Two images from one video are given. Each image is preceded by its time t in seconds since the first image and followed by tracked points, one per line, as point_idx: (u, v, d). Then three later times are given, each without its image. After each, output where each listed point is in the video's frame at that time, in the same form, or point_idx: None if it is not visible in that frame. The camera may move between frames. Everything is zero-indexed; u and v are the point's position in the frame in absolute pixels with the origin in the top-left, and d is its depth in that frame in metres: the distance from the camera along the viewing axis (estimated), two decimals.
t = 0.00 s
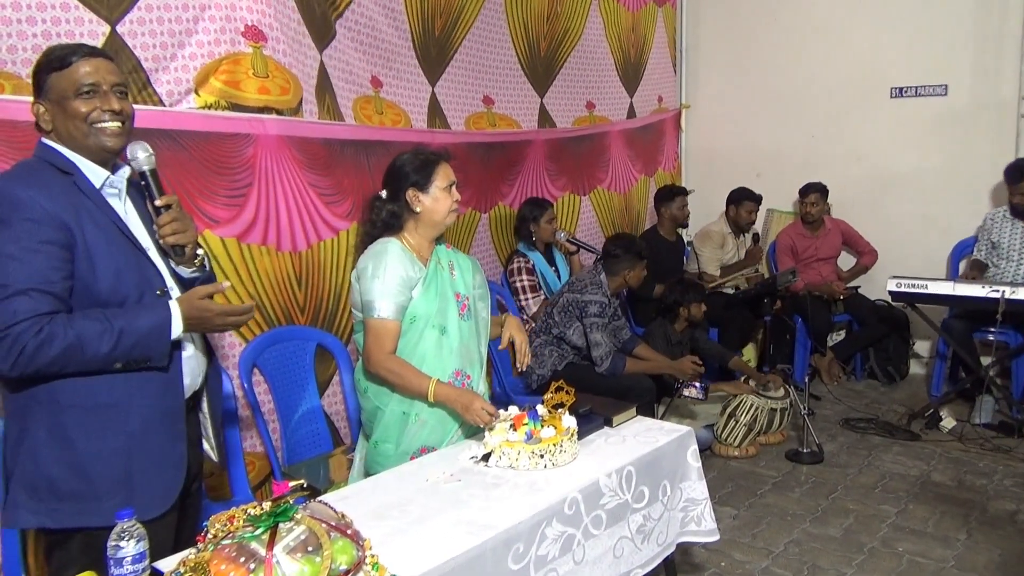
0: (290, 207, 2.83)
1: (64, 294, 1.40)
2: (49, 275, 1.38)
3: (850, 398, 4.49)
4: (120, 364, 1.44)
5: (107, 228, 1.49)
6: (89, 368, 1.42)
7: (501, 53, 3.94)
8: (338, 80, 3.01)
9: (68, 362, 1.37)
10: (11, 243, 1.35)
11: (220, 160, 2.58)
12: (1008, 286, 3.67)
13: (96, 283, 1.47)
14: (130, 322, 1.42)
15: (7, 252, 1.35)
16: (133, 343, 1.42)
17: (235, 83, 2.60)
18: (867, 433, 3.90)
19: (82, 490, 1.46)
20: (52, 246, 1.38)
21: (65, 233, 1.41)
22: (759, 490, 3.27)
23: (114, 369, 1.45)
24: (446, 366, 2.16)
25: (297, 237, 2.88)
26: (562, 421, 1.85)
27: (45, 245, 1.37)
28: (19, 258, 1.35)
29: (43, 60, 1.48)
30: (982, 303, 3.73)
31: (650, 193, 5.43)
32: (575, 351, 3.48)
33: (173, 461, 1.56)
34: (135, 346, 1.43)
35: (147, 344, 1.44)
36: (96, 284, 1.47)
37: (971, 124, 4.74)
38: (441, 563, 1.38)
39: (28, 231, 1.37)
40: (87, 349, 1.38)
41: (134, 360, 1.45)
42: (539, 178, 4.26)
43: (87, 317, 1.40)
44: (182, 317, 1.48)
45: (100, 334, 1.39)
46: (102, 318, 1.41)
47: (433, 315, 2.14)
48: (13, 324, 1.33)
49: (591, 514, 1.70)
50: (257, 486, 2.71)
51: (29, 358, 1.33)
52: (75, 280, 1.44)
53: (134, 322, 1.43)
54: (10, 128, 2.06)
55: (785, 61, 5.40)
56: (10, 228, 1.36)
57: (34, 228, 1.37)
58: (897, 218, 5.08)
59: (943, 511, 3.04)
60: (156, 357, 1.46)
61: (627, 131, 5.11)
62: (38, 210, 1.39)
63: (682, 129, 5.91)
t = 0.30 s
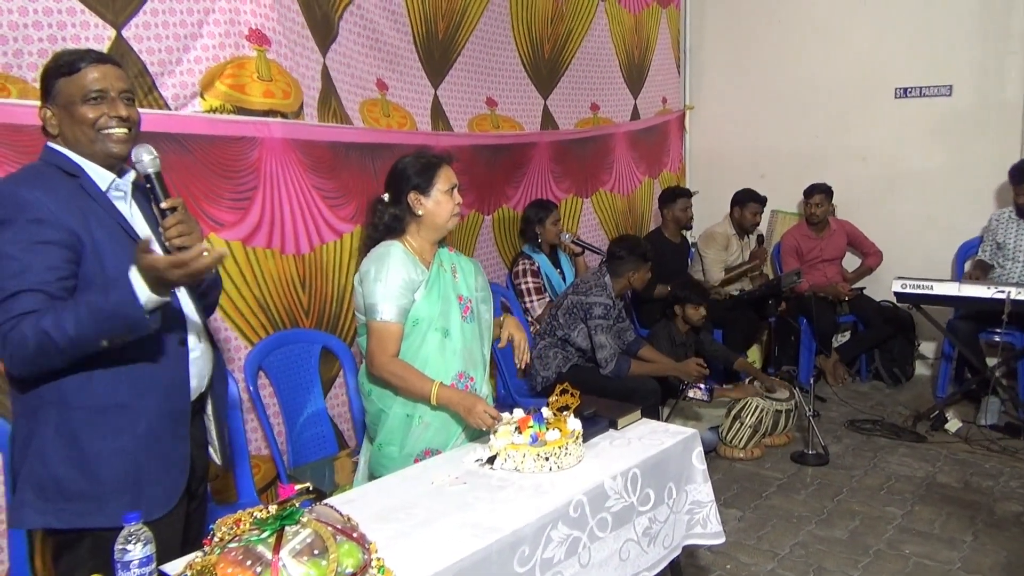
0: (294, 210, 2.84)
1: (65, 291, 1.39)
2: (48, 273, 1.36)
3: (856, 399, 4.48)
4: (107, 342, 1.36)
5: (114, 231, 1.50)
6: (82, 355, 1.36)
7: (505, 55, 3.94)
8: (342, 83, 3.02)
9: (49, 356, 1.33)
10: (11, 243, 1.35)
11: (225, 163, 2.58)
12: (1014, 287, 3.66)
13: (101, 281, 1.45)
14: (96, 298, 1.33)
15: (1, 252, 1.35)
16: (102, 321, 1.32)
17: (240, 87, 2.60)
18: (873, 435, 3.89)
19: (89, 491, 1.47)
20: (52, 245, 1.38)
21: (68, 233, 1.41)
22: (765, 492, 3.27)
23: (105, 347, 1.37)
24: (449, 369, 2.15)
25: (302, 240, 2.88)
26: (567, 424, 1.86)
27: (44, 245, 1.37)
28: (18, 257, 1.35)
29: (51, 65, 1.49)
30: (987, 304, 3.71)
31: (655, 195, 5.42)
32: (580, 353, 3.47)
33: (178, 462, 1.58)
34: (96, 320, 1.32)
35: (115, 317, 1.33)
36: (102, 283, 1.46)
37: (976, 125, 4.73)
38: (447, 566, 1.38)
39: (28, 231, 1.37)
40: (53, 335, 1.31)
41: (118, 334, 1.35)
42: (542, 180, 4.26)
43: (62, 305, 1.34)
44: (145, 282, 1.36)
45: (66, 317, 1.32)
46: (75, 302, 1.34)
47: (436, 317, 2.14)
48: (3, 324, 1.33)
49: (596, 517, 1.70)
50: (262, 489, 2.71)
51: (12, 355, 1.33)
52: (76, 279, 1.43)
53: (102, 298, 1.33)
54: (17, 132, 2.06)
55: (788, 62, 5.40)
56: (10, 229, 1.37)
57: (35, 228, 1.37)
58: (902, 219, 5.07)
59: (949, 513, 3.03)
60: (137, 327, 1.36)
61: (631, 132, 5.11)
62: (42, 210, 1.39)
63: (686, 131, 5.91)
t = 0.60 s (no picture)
0: (303, 214, 2.85)
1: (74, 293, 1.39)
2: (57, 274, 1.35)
3: (865, 402, 4.46)
4: (102, 334, 1.29)
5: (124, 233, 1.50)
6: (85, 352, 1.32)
7: (512, 59, 3.94)
8: (352, 87, 3.03)
9: (55, 355, 1.31)
10: (23, 245, 1.36)
11: (235, 168, 2.60)
12: None
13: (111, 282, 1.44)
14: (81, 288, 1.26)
15: (13, 255, 1.35)
16: (88, 310, 1.26)
17: (250, 92, 2.62)
18: (882, 438, 3.87)
19: (100, 493, 1.48)
20: (64, 247, 1.38)
21: (79, 235, 1.41)
22: (774, 496, 3.26)
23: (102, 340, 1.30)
24: (456, 373, 2.16)
25: (311, 244, 2.90)
26: (576, 427, 1.86)
27: (54, 246, 1.37)
28: (27, 259, 1.35)
29: (69, 72, 1.51)
30: (998, 307, 3.69)
31: (662, 198, 5.42)
32: (588, 356, 3.47)
33: (188, 465, 1.59)
34: (82, 311, 1.26)
35: (99, 305, 1.25)
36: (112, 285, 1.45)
37: (985, 127, 4.71)
38: (456, 570, 1.38)
39: (40, 234, 1.37)
40: (53, 332, 1.29)
41: (107, 324, 1.27)
42: (550, 183, 4.27)
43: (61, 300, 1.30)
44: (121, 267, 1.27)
45: (61, 312, 1.28)
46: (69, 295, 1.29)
47: (443, 321, 2.14)
48: (12, 324, 1.33)
49: (606, 521, 1.70)
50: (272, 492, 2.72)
51: (20, 354, 1.32)
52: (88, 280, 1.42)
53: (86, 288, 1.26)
54: (29, 137, 2.08)
55: (796, 64, 5.39)
56: (21, 231, 1.37)
57: (46, 230, 1.38)
58: (911, 221, 5.05)
59: (960, 517, 3.01)
60: (125, 313, 1.27)
61: (639, 135, 5.11)
62: (55, 213, 1.40)
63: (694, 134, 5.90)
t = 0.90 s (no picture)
0: (323, 218, 2.87)
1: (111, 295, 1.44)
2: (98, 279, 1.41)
3: (887, 406, 4.42)
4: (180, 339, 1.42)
5: (148, 236, 1.53)
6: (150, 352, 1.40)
7: (530, 62, 3.95)
8: (370, 92, 3.05)
9: (122, 355, 1.37)
10: (60, 250, 1.38)
11: (256, 172, 2.62)
12: None
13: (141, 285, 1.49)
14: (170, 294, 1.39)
15: (55, 260, 1.38)
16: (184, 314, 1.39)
17: (269, 97, 2.63)
18: (905, 442, 3.83)
19: (126, 496, 1.49)
20: (98, 250, 1.42)
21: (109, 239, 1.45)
22: (795, 500, 3.23)
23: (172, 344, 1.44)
24: (474, 375, 2.16)
25: (330, 247, 2.91)
26: (596, 431, 1.85)
27: (94, 250, 1.41)
28: (68, 264, 1.38)
29: (88, 79, 1.52)
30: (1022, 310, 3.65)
31: (680, 200, 5.40)
32: (607, 359, 3.46)
33: (212, 467, 1.60)
34: (173, 315, 1.38)
35: (195, 310, 1.41)
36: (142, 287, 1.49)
37: (1008, 127, 4.66)
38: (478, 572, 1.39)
39: (73, 238, 1.40)
40: (133, 333, 1.36)
41: (192, 330, 1.42)
42: (568, 186, 4.27)
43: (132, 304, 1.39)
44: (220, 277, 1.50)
45: (145, 315, 1.37)
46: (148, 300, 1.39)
47: (461, 324, 2.14)
48: (68, 329, 1.35)
49: (627, 524, 1.69)
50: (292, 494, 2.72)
51: (87, 357, 1.35)
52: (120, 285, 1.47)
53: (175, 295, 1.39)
54: (55, 143, 2.11)
55: (814, 65, 5.36)
56: (56, 237, 1.39)
57: (77, 235, 1.40)
58: (932, 223, 5.00)
59: (984, 522, 2.98)
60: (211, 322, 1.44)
61: (656, 138, 5.10)
62: (81, 217, 1.42)
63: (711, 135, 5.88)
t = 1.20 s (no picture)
0: (367, 222, 2.90)
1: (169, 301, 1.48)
2: (155, 285, 1.44)
3: (938, 413, 4.30)
4: (230, 346, 1.48)
5: (203, 241, 1.56)
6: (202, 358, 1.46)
7: (572, 65, 3.94)
8: (414, 97, 3.07)
9: (175, 361, 1.42)
10: (120, 256, 1.42)
11: (301, 176, 2.66)
12: None
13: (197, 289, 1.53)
14: (222, 305, 1.44)
15: (114, 266, 1.42)
16: (233, 323, 1.45)
17: (315, 103, 2.67)
18: (957, 451, 3.72)
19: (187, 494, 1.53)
20: (157, 257, 1.45)
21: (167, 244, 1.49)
22: (843, 509, 3.16)
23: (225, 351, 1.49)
24: (518, 379, 2.16)
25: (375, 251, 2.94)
26: (640, 436, 1.84)
27: (152, 257, 1.45)
28: (128, 270, 1.42)
29: (142, 88, 1.57)
30: None
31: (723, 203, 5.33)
32: (649, 363, 3.44)
33: (266, 466, 1.63)
34: (222, 325, 1.44)
35: (243, 320, 1.46)
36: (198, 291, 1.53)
37: None
38: None
39: (132, 245, 1.44)
40: (185, 342, 1.41)
41: (240, 338, 1.47)
42: (610, 189, 4.24)
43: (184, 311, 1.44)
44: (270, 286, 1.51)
45: (196, 324, 1.42)
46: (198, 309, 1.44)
47: (505, 327, 2.15)
48: (125, 335, 1.40)
49: (671, 530, 1.68)
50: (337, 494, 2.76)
51: (141, 363, 1.40)
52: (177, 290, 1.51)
53: (226, 304, 1.45)
54: (111, 150, 2.17)
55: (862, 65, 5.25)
56: (117, 242, 1.43)
57: (136, 241, 1.44)
58: (986, 225, 4.86)
59: None
60: (258, 330, 1.49)
61: (699, 140, 5.05)
62: (140, 223, 1.46)
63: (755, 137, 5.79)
